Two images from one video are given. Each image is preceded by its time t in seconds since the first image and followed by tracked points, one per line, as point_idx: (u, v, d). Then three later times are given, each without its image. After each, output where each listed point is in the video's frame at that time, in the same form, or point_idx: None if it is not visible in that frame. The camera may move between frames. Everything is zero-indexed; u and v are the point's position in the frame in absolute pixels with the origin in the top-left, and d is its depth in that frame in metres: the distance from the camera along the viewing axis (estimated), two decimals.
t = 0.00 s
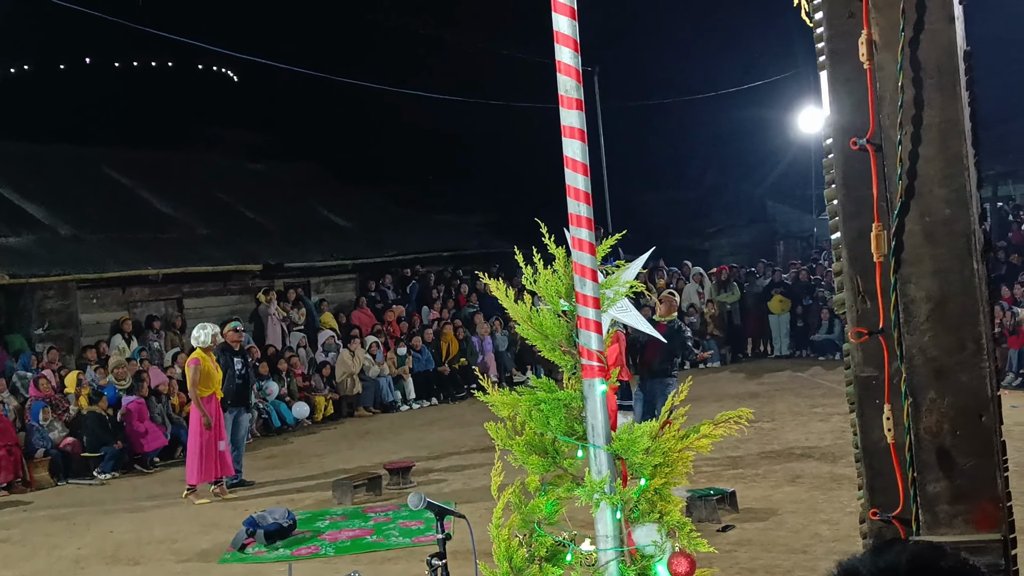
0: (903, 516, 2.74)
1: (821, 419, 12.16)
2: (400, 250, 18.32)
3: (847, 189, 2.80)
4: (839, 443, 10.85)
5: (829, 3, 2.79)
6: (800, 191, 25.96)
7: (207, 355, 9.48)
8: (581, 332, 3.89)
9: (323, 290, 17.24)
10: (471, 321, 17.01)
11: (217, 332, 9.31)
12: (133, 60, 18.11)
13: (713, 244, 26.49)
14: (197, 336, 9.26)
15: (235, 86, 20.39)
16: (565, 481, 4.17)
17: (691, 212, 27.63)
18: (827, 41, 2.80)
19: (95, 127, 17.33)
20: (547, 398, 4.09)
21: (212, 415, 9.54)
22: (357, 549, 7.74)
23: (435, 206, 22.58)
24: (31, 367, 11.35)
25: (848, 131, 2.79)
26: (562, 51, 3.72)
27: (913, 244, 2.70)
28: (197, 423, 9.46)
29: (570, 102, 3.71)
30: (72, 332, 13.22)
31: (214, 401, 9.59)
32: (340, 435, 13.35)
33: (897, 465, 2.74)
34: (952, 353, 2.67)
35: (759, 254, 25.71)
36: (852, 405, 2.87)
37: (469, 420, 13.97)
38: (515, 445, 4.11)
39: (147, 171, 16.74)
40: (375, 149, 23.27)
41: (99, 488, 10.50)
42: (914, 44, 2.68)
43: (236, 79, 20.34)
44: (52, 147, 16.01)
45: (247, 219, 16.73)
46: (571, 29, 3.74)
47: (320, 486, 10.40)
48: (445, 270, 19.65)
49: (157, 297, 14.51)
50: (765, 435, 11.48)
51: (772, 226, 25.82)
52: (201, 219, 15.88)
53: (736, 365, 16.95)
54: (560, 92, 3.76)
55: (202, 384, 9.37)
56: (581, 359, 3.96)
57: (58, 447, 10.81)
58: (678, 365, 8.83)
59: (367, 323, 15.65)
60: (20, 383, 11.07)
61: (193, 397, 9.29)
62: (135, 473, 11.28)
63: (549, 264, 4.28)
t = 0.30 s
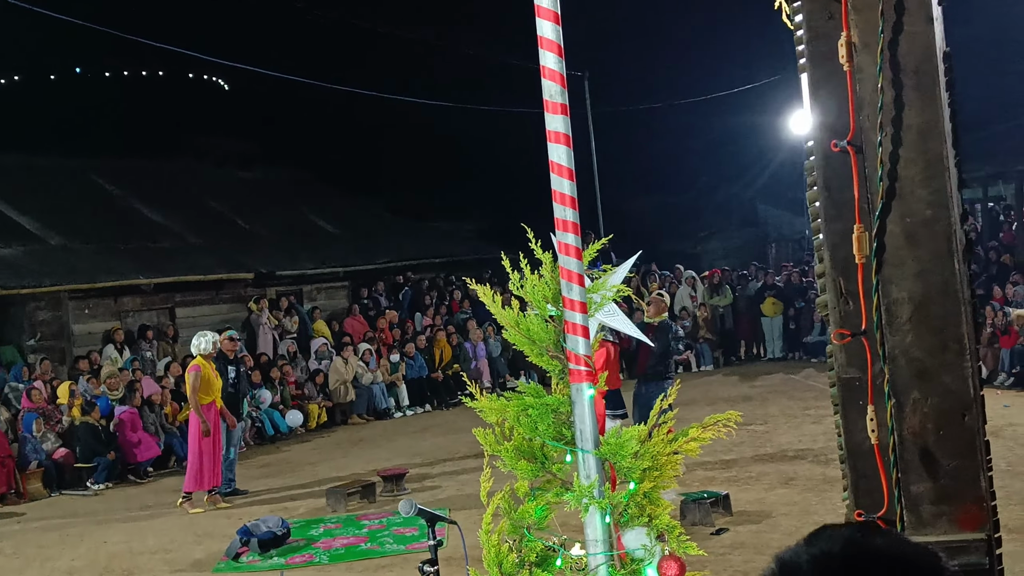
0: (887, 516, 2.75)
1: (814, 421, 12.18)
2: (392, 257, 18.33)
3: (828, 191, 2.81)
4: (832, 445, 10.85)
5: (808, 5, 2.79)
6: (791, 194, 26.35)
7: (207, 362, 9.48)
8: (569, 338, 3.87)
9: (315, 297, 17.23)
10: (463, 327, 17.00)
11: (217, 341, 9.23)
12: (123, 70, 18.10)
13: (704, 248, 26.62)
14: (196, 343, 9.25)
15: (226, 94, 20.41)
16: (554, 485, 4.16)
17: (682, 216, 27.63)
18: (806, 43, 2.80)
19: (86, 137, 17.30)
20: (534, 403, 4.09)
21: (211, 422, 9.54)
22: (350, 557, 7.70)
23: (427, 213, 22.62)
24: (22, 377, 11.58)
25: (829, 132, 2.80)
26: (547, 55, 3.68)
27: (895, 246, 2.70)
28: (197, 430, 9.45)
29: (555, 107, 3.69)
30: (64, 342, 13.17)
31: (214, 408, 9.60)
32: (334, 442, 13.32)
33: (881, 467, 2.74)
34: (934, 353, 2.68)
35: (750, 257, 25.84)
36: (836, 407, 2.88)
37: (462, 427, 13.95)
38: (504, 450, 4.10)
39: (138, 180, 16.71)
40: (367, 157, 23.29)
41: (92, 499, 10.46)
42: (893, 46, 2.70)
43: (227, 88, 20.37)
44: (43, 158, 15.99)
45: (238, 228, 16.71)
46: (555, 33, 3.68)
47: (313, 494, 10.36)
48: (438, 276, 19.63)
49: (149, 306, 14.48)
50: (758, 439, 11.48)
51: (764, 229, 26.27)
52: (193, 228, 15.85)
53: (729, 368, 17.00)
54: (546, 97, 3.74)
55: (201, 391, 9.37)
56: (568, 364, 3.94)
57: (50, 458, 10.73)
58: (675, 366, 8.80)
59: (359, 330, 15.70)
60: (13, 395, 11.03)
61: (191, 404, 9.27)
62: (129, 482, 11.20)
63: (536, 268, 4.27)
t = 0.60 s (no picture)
0: (875, 520, 2.77)
1: (808, 424, 12.18)
2: (386, 261, 18.32)
3: (815, 195, 2.83)
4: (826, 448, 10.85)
5: (794, 10, 2.80)
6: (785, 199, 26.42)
7: (206, 366, 9.48)
8: (558, 342, 3.85)
9: (309, 302, 17.22)
10: (457, 332, 16.96)
11: (216, 346, 9.12)
12: (116, 76, 18.08)
13: (699, 250, 26.25)
14: (195, 348, 9.20)
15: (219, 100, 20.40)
16: (545, 490, 4.16)
17: (676, 220, 27.38)
18: (793, 48, 2.81)
19: (79, 143, 17.27)
20: (524, 408, 4.08)
21: (211, 425, 9.53)
22: (344, 561, 7.67)
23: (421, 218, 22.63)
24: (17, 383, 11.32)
25: (815, 136, 2.81)
26: (536, 61, 3.66)
27: (880, 250, 2.70)
28: (198, 433, 9.41)
29: (544, 112, 3.66)
30: (58, 348, 13.14)
31: (213, 412, 9.60)
32: (328, 447, 13.28)
33: (868, 470, 2.76)
34: (920, 357, 2.67)
35: (745, 260, 25.44)
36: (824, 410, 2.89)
37: (456, 431, 13.93)
38: (494, 454, 4.09)
39: (131, 186, 16.67)
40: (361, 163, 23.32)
41: (86, 504, 10.43)
42: (879, 49, 2.67)
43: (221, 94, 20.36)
44: (36, 164, 15.94)
45: (232, 233, 16.68)
46: (545, 39, 3.66)
47: (307, 499, 10.33)
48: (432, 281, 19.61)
49: (143, 311, 14.45)
50: (752, 442, 11.47)
51: (758, 231, 25.94)
52: (186, 234, 15.83)
53: (723, 372, 17.00)
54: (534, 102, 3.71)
55: (201, 396, 9.36)
56: (558, 369, 3.92)
57: (45, 463, 10.72)
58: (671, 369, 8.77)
59: (353, 335, 15.65)
60: (7, 402, 11.17)
61: (190, 408, 9.27)
62: (123, 488, 11.18)
63: (526, 273, 4.27)
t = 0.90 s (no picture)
0: (861, 524, 2.79)
1: (801, 430, 12.19)
2: (381, 264, 18.33)
3: (803, 200, 2.84)
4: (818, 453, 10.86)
5: (784, 15, 2.81)
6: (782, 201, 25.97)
7: (202, 368, 9.52)
8: (549, 345, 3.83)
9: (304, 305, 17.21)
10: (452, 335, 16.94)
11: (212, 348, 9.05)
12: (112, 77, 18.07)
13: (693, 256, 26.75)
14: (190, 351, 9.17)
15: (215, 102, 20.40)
16: (535, 493, 4.15)
17: (670, 225, 27.57)
18: (782, 53, 2.82)
19: (75, 144, 17.26)
20: (515, 411, 4.06)
21: (206, 427, 9.53)
22: (337, 564, 7.65)
23: (416, 221, 22.65)
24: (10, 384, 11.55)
25: (804, 142, 2.82)
26: (528, 64, 3.64)
27: (869, 255, 2.69)
28: (192, 435, 9.41)
29: (536, 116, 3.65)
30: (51, 349, 13.12)
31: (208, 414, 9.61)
32: (322, 450, 13.26)
33: (854, 474, 2.77)
34: (907, 362, 2.66)
35: (739, 264, 26.11)
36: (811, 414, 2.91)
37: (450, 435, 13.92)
38: (484, 457, 4.09)
39: (126, 188, 16.66)
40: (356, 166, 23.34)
41: (79, 505, 10.41)
42: (868, 55, 2.66)
43: (217, 96, 20.37)
44: (31, 165, 15.92)
45: (227, 235, 16.67)
46: (537, 43, 3.65)
47: (301, 502, 10.30)
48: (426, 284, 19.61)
49: (137, 313, 14.43)
50: (745, 447, 11.48)
51: (752, 237, 26.14)
52: (181, 236, 15.81)
53: (716, 377, 17.04)
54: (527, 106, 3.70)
55: (196, 397, 9.39)
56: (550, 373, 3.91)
57: (37, 465, 10.65)
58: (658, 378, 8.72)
59: (348, 337, 15.69)
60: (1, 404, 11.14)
61: (187, 409, 9.29)
62: (115, 489, 11.14)
63: (517, 277, 4.26)
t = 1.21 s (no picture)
0: (847, 530, 2.78)
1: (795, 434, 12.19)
2: (377, 266, 18.32)
3: (791, 204, 2.82)
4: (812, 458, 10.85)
5: (774, 20, 2.81)
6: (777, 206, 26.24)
7: (197, 368, 9.47)
8: (540, 347, 3.80)
9: (298, 306, 17.19)
10: (447, 337, 16.92)
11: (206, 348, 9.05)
12: (109, 77, 18.06)
13: (689, 260, 26.81)
14: (184, 351, 9.15)
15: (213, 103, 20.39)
16: (525, 496, 4.13)
17: (666, 229, 27.68)
18: (772, 59, 2.82)
19: (71, 144, 17.22)
20: (506, 413, 4.06)
21: (201, 427, 9.50)
22: (329, 566, 7.63)
23: (412, 223, 22.67)
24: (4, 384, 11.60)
25: (793, 146, 2.80)
26: (521, 67, 3.61)
27: (856, 260, 2.70)
28: (187, 434, 9.38)
29: (528, 119, 3.61)
30: (46, 349, 13.08)
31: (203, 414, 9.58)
32: (315, 452, 13.23)
33: (841, 479, 2.76)
34: (894, 368, 2.67)
35: (736, 269, 25.81)
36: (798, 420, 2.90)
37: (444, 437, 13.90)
38: (474, 460, 4.05)
39: (122, 189, 16.63)
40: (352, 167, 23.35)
41: (71, 506, 10.39)
42: (856, 62, 2.67)
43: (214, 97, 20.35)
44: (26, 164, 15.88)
45: (222, 236, 16.65)
46: (530, 47, 3.62)
47: (294, 504, 10.27)
48: (421, 286, 19.61)
49: (131, 313, 14.39)
50: (739, 451, 11.48)
51: (747, 240, 26.21)
52: (176, 237, 15.78)
53: (711, 381, 17.04)
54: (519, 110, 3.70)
55: (190, 397, 9.35)
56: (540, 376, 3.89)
57: (30, 463, 10.64)
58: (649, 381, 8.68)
59: (342, 339, 15.79)
60: None
61: (182, 409, 9.28)
62: (108, 489, 11.14)
63: (507, 279, 4.25)
